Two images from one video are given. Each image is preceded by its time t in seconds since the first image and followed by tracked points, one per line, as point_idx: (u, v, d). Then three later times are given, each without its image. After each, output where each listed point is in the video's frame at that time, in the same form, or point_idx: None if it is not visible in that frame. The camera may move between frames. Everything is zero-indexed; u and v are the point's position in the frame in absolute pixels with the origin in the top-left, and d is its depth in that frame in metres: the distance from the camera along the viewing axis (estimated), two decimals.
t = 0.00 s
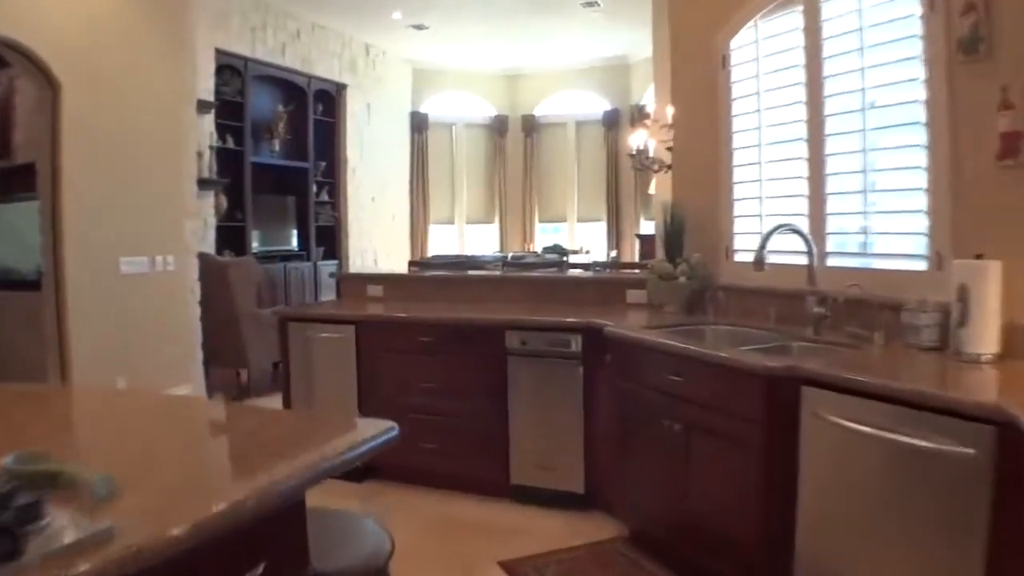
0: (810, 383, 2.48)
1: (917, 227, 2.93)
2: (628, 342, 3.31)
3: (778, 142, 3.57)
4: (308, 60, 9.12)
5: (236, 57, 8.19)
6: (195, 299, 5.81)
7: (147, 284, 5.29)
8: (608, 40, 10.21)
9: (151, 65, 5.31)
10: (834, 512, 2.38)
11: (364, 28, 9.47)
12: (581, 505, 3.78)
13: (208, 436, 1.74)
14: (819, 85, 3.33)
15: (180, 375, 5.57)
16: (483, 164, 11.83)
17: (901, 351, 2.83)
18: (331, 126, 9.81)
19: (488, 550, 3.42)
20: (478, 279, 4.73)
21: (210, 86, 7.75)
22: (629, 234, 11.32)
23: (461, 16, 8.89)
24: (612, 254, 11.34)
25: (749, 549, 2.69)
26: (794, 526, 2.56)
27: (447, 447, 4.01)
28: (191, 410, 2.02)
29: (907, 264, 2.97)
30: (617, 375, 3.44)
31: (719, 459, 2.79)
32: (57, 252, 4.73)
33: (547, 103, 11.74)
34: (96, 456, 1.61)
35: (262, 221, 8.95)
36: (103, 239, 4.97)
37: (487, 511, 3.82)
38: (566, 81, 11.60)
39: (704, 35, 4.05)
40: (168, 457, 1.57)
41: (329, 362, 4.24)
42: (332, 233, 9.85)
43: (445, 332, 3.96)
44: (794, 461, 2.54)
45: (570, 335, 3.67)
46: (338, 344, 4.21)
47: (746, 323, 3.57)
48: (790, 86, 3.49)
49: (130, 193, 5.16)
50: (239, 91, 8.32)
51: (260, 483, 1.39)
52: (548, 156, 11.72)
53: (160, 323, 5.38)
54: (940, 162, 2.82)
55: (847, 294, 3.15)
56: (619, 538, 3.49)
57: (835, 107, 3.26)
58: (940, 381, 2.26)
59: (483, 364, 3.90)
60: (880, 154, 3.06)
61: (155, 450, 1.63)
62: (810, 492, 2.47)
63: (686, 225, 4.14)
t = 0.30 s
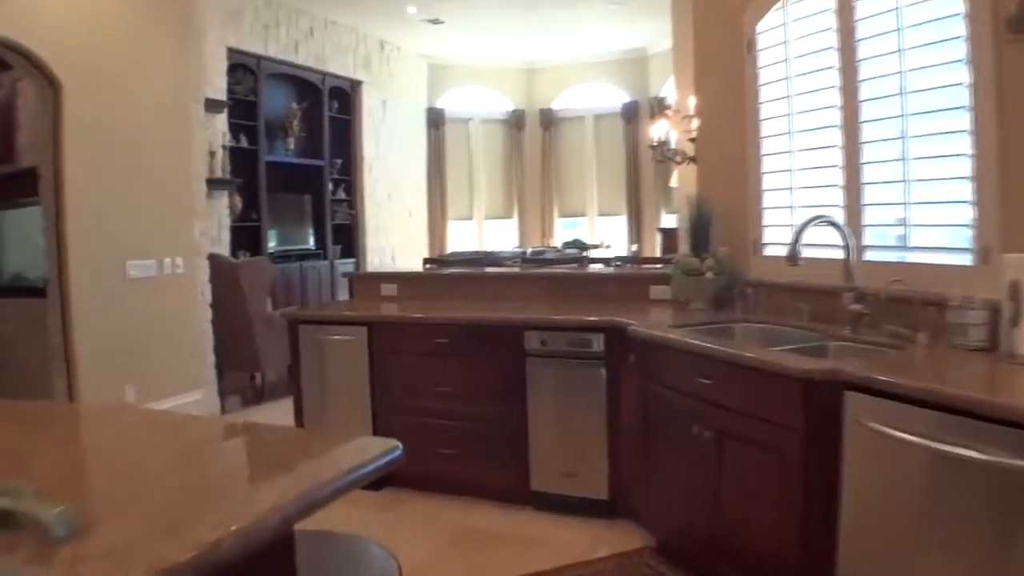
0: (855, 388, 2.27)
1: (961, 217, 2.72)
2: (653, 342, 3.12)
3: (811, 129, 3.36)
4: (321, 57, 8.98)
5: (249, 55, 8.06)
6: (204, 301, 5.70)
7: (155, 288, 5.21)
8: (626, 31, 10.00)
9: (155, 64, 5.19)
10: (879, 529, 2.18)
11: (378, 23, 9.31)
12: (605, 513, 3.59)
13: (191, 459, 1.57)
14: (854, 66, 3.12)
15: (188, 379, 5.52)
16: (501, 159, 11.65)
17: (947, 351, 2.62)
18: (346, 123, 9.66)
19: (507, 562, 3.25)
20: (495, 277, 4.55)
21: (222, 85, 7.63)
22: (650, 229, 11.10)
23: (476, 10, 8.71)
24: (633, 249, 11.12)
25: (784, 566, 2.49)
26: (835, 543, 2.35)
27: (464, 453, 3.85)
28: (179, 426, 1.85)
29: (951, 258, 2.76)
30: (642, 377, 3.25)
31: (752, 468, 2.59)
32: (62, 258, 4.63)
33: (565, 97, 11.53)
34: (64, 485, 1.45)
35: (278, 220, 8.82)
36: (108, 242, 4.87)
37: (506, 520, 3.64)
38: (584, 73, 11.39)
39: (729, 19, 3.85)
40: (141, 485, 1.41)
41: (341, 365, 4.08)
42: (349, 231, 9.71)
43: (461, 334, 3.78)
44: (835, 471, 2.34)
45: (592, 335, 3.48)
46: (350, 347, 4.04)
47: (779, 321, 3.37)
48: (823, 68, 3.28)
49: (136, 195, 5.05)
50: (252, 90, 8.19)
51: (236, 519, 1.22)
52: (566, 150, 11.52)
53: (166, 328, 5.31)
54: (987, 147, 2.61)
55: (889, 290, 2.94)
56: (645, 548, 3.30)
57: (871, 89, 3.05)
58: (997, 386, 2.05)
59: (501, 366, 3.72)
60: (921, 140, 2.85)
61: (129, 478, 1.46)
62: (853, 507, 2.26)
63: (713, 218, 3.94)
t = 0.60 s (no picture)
0: (903, 401, 2.07)
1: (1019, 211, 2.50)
2: (683, 346, 2.93)
3: (854, 119, 3.15)
4: (350, 52, 8.87)
5: (278, 51, 7.98)
6: (226, 299, 5.62)
7: (174, 285, 5.14)
8: (661, 25, 9.78)
9: (174, 58, 5.11)
10: (925, 556, 1.97)
11: (408, 18, 9.19)
12: (632, 525, 3.41)
13: (165, 473, 1.44)
14: (901, 50, 2.90)
15: (208, 378, 5.46)
16: (534, 155, 11.47)
17: (1004, 358, 2.41)
18: (377, 120, 9.54)
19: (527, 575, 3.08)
20: (521, 276, 4.37)
21: (250, 81, 7.56)
22: (686, 226, 10.85)
23: (507, 4, 8.55)
24: (668, 247, 10.88)
25: None
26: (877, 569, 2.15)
27: (485, 460, 3.69)
28: (164, 438, 1.72)
29: (1007, 256, 2.54)
30: (672, 383, 3.06)
31: (787, 484, 2.40)
32: (79, 253, 4.58)
33: (598, 92, 11.35)
34: (21, 504, 1.32)
35: (309, 217, 8.71)
36: (125, 239, 4.80)
37: (528, 530, 3.48)
38: (619, 68, 11.17)
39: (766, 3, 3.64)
40: (102, 504, 1.27)
41: (360, 366, 3.95)
42: (381, 228, 9.58)
43: (483, 335, 3.63)
44: (879, 489, 2.14)
45: (620, 338, 3.29)
46: (369, 347, 3.91)
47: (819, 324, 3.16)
48: (867, 53, 3.06)
49: (155, 190, 4.98)
50: (281, 86, 8.11)
51: (189, 551, 1.07)
52: (600, 147, 11.31)
53: (185, 326, 5.24)
54: None
55: (939, 292, 2.72)
56: (673, 563, 3.11)
57: (919, 75, 2.83)
58: None
59: (524, 369, 3.56)
60: (972, 128, 2.63)
61: (93, 494, 1.33)
62: (898, 531, 2.06)
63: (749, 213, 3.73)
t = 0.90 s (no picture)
0: (956, 432, 1.86)
1: None
2: (718, 357, 2.74)
3: (909, 113, 2.92)
4: (392, 42, 8.75)
5: (319, 40, 7.88)
6: (257, 290, 5.54)
7: (202, 276, 5.08)
8: (710, 16, 9.49)
9: (205, 45, 5.03)
10: None
11: (451, 8, 9.03)
12: (658, 542, 3.23)
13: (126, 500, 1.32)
14: (961, 39, 2.67)
15: (235, 370, 5.40)
16: (579, 148, 11.26)
17: None
18: (421, 110, 9.35)
19: None
20: (555, 271, 4.17)
21: (291, 70, 7.49)
22: (732, 222, 10.55)
23: None
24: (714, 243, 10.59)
25: None
26: None
27: (507, 468, 3.53)
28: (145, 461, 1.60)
29: None
30: (705, 395, 2.88)
31: (823, 515, 2.21)
32: (106, 243, 4.55)
33: (644, 83, 11.10)
34: None
35: (351, 207, 8.62)
36: (152, 228, 4.75)
37: (549, 543, 3.33)
38: (667, 60, 10.90)
39: None
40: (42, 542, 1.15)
41: (381, 365, 3.83)
42: (424, 219, 9.44)
43: (508, 338, 3.47)
44: (924, 527, 1.94)
45: (651, 344, 3.11)
46: (391, 347, 3.79)
47: (866, 335, 2.95)
48: (923, 42, 2.83)
49: (183, 180, 4.92)
50: (322, 75, 8.02)
51: None
52: (646, 140, 11.07)
53: (212, 318, 5.18)
54: None
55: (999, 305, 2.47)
56: None
57: (981, 66, 2.60)
58: None
59: (549, 375, 3.39)
60: None
61: (38, 530, 1.21)
62: None
63: (794, 213, 3.51)
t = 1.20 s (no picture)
0: None
1: None
2: (766, 364, 2.55)
3: (981, 104, 2.69)
4: (438, 35, 8.63)
5: (364, 33, 7.80)
6: (294, 283, 5.46)
7: (237, 267, 5.02)
8: (764, 9, 9.22)
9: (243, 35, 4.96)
10: None
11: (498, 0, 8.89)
12: (697, 556, 3.06)
13: (99, 507, 1.19)
14: None
15: (270, 363, 5.32)
16: (626, 143, 11.04)
17: None
18: (465, 104, 9.26)
19: None
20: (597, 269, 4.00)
21: (336, 63, 7.42)
22: (783, 220, 10.27)
23: None
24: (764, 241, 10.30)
25: None
26: None
27: (541, 473, 3.38)
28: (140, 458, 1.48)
29: None
30: (751, 403, 2.69)
31: (877, 541, 2.02)
32: (141, 235, 4.51)
33: (694, 79, 10.84)
34: None
35: (394, 200, 8.52)
36: (187, 220, 4.70)
37: (582, 553, 3.17)
38: (718, 54, 10.63)
39: None
40: None
41: (412, 363, 3.71)
42: (467, 214, 9.32)
43: (543, 338, 3.31)
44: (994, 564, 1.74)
45: (693, 347, 2.93)
46: (424, 343, 3.66)
47: (927, 343, 2.74)
48: (996, 26, 2.61)
49: (219, 171, 4.86)
50: (366, 68, 7.95)
51: None
52: (694, 136, 10.81)
53: (247, 311, 5.11)
54: None
55: None
56: None
57: None
58: None
59: (584, 377, 3.22)
60: None
61: None
62: None
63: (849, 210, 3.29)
